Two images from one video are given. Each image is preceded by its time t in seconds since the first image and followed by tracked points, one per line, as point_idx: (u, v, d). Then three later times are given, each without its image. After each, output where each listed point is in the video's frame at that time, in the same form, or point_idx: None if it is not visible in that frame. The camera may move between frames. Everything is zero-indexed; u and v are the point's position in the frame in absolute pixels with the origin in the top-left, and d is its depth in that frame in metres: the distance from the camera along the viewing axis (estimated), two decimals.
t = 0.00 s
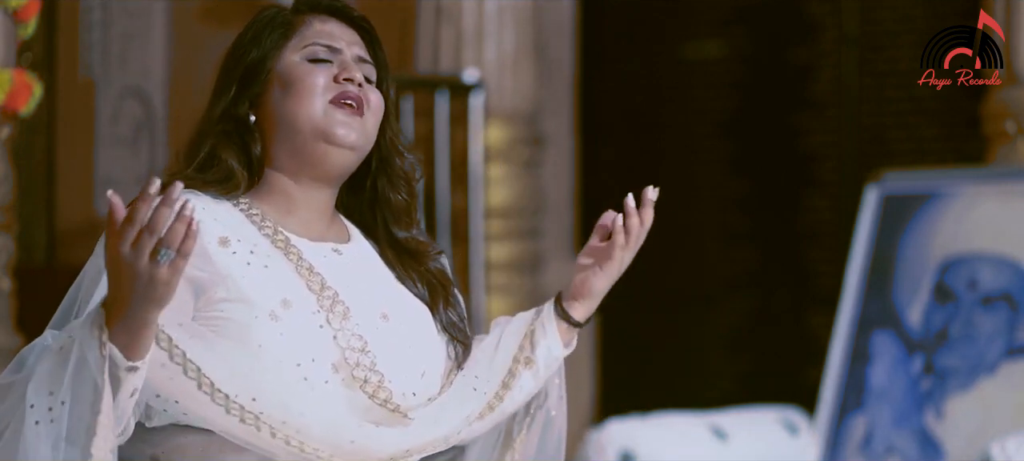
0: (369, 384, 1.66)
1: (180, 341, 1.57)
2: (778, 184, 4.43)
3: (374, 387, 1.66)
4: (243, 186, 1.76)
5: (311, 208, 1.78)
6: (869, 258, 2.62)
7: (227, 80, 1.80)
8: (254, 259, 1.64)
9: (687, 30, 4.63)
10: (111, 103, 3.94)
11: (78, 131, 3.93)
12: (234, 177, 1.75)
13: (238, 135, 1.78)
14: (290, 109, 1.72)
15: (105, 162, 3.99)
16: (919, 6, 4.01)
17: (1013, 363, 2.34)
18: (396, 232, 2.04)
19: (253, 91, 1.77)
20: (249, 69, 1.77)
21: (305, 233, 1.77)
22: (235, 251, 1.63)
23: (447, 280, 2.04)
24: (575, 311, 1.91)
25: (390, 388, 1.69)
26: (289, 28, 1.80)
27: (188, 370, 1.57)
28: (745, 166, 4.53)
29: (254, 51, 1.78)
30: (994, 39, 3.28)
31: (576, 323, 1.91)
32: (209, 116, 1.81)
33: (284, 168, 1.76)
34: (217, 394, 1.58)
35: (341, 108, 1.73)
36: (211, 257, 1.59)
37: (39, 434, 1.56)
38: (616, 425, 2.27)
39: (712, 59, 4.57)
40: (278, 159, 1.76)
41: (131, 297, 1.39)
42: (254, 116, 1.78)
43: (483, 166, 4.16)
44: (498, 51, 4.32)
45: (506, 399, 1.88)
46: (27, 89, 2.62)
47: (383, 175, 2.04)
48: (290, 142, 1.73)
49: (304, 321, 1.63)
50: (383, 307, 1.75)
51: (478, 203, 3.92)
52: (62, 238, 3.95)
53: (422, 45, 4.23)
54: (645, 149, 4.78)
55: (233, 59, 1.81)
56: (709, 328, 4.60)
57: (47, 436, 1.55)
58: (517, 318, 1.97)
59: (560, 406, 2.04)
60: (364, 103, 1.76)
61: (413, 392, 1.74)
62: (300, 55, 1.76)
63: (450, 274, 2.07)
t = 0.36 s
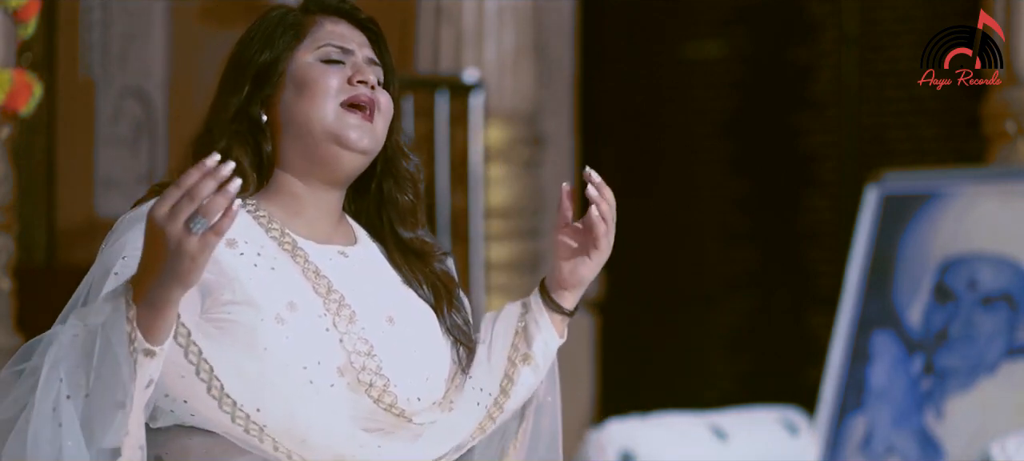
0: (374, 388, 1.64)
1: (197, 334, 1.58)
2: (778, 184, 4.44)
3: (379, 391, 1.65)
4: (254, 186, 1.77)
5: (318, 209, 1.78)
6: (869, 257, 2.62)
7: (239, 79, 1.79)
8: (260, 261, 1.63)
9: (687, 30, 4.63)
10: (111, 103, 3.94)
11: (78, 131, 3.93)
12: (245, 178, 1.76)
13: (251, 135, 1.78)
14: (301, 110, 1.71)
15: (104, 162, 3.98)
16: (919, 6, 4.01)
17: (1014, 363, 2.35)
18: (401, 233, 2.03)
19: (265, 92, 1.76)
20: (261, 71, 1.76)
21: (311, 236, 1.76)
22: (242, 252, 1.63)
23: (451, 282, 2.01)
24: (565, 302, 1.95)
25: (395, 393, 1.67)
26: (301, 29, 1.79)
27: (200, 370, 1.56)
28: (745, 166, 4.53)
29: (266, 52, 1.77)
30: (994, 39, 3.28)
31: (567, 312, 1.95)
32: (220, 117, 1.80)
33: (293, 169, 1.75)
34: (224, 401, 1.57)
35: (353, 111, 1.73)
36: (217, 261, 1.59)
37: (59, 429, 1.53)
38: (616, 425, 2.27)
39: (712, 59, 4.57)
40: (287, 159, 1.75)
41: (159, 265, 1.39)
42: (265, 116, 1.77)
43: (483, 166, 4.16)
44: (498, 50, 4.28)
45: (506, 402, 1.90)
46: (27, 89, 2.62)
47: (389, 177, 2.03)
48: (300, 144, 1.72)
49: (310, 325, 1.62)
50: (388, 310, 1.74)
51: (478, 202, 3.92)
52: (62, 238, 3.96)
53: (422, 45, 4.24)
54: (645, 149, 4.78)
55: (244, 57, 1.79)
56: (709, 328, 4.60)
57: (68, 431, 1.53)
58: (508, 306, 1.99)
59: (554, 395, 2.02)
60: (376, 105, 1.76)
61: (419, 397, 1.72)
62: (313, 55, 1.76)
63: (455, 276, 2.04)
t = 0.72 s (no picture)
0: (376, 391, 1.64)
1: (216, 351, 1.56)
2: (778, 184, 4.44)
3: (381, 395, 1.65)
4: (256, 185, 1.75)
5: (318, 210, 1.76)
6: (868, 258, 2.62)
7: (239, 80, 1.80)
8: (263, 263, 1.62)
9: (687, 30, 4.63)
10: (111, 103, 3.94)
11: (78, 131, 3.94)
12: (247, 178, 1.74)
13: (249, 135, 1.78)
14: (299, 110, 1.71)
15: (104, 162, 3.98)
16: (919, 6, 4.01)
17: (1014, 362, 2.35)
18: (406, 236, 2.01)
19: (265, 92, 1.76)
20: (261, 70, 1.77)
21: (313, 237, 1.75)
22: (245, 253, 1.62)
23: (455, 287, 1.99)
24: (570, 315, 1.93)
25: (397, 396, 1.67)
26: (301, 30, 1.80)
27: (218, 389, 1.55)
28: (745, 167, 4.53)
29: (266, 52, 1.77)
30: (994, 39, 3.28)
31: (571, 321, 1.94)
32: (219, 117, 1.81)
33: (293, 170, 1.74)
34: (235, 426, 1.56)
35: (351, 113, 1.72)
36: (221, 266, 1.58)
37: (77, 433, 1.51)
38: (617, 424, 2.27)
39: (712, 59, 4.57)
40: (286, 159, 1.75)
41: (193, 264, 1.39)
42: (264, 116, 1.77)
43: (483, 166, 4.16)
44: (498, 50, 4.28)
45: (512, 408, 1.89)
46: (27, 89, 2.62)
47: (392, 180, 2.03)
48: (298, 145, 1.72)
49: (312, 328, 1.61)
50: (391, 314, 1.74)
51: (478, 202, 3.92)
52: (62, 238, 3.98)
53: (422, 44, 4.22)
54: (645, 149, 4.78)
55: (247, 56, 1.80)
56: (710, 328, 4.60)
57: (88, 435, 1.50)
58: (505, 312, 1.99)
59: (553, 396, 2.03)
60: (375, 107, 1.75)
61: (420, 401, 1.72)
62: (311, 56, 1.76)
63: (459, 282, 2.03)
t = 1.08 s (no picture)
0: (372, 391, 1.62)
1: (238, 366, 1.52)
2: (778, 185, 4.44)
3: (377, 395, 1.62)
4: (254, 183, 1.75)
5: (316, 209, 1.77)
6: (868, 258, 2.62)
7: (236, 80, 1.79)
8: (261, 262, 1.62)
9: (687, 30, 4.63)
10: (111, 103, 3.93)
11: (77, 131, 3.93)
12: (245, 179, 1.75)
13: (246, 134, 1.78)
14: (294, 110, 1.70)
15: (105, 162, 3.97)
16: (919, 6, 4.02)
17: (1014, 363, 2.35)
18: (406, 237, 2.01)
19: (262, 91, 1.76)
20: (257, 70, 1.77)
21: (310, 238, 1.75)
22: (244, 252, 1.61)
23: (453, 289, 2.00)
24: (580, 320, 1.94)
25: (393, 397, 1.65)
26: (300, 30, 1.79)
27: (230, 406, 1.51)
28: (745, 166, 4.53)
29: (263, 52, 1.77)
30: (994, 38, 3.28)
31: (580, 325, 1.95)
32: (218, 117, 1.81)
33: (290, 170, 1.74)
34: (236, 446, 1.53)
35: (346, 113, 1.71)
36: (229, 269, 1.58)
37: (100, 439, 1.49)
38: (617, 425, 2.26)
39: (712, 59, 4.57)
40: (283, 159, 1.75)
41: (242, 273, 1.39)
42: (260, 116, 1.77)
43: (483, 166, 4.16)
44: (497, 50, 4.28)
45: (515, 413, 1.90)
46: (27, 89, 2.62)
47: (393, 182, 2.01)
48: (295, 145, 1.71)
49: (308, 328, 1.60)
50: (388, 315, 1.72)
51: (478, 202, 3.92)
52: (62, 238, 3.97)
53: (422, 43, 4.21)
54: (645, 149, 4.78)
55: (245, 56, 1.80)
56: (710, 328, 4.60)
57: (110, 441, 1.49)
58: (509, 319, 2.00)
59: (562, 398, 2.02)
60: (372, 107, 1.75)
61: (416, 403, 1.70)
62: (308, 56, 1.75)
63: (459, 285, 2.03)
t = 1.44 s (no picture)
0: (370, 390, 1.61)
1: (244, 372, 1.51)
2: (778, 184, 4.45)
3: (375, 393, 1.61)
4: (252, 183, 1.75)
5: (314, 210, 1.76)
6: (868, 257, 2.62)
7: (235, 79, 1.79)
8: (259, 261, 1.62)
9: (688, 29, 4.63)
10: (111, 102, 3.91)
11: (78, 131, 3.89)
12: (242, 178, 1.75)
13: (245, 134, 1.78)
14: (293, 109, 1.70)
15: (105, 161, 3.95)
16: (919, 6, 4.03)
17: (1013, 362, 2.34)
18: (405, 238, 2.01)
19: (259, 91, 1.75)
20: (256, 70, 1.77)
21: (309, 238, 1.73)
22: (242, 251, 1.61)
23: (452, 288, 1.99)
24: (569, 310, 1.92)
25: (390, 395, 1.64)
26: (299, 30, 1.79)
27: (231, 413, 1.48)
28: (745, 167, 4.53)
29: (262, 52, 1.77)
30: (994, 38, 3.29)
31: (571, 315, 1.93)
32: (217, 116, 1.81)
33: (288, 170, 1.74)
34: (233, 452, 1.50)
35: (343, 112, 1.71)
36: (231, 271, 1.58)
37: (105, 440, 1.47)
38: (616, 424, 2.26)
39: (712, 59, 4.58)
40: (281, 158, 1.74)
41: (265, 282, 1.39)
42: (259, 116, 1.77)
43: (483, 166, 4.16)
44: (498, 50, 4.28)
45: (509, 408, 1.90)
46: (28, 89, 2.63)
47: (391, 182, 2.01)
48: (293, 144, 1.71)
49: (307, 326, 1.60)
50: (386, 314, 1.71)
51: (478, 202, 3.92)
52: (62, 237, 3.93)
53: (422, 42, 4.21)
54: (646, 149, 4.78)
55: (244, 57, 1.80)
56: (710, 328, 4.60)
57: (116, 443, 1.48)
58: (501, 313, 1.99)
59: (559, 391, 2.03)
60: (371, 107, 1.74)
61: (413, 401, 1.68)
62: (306, 56, 1.75)
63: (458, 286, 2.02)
